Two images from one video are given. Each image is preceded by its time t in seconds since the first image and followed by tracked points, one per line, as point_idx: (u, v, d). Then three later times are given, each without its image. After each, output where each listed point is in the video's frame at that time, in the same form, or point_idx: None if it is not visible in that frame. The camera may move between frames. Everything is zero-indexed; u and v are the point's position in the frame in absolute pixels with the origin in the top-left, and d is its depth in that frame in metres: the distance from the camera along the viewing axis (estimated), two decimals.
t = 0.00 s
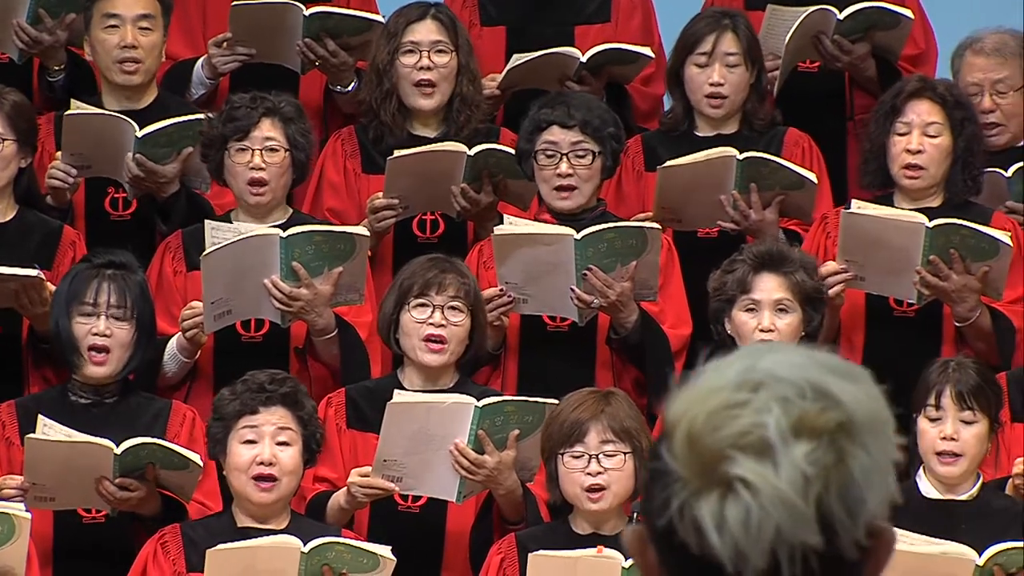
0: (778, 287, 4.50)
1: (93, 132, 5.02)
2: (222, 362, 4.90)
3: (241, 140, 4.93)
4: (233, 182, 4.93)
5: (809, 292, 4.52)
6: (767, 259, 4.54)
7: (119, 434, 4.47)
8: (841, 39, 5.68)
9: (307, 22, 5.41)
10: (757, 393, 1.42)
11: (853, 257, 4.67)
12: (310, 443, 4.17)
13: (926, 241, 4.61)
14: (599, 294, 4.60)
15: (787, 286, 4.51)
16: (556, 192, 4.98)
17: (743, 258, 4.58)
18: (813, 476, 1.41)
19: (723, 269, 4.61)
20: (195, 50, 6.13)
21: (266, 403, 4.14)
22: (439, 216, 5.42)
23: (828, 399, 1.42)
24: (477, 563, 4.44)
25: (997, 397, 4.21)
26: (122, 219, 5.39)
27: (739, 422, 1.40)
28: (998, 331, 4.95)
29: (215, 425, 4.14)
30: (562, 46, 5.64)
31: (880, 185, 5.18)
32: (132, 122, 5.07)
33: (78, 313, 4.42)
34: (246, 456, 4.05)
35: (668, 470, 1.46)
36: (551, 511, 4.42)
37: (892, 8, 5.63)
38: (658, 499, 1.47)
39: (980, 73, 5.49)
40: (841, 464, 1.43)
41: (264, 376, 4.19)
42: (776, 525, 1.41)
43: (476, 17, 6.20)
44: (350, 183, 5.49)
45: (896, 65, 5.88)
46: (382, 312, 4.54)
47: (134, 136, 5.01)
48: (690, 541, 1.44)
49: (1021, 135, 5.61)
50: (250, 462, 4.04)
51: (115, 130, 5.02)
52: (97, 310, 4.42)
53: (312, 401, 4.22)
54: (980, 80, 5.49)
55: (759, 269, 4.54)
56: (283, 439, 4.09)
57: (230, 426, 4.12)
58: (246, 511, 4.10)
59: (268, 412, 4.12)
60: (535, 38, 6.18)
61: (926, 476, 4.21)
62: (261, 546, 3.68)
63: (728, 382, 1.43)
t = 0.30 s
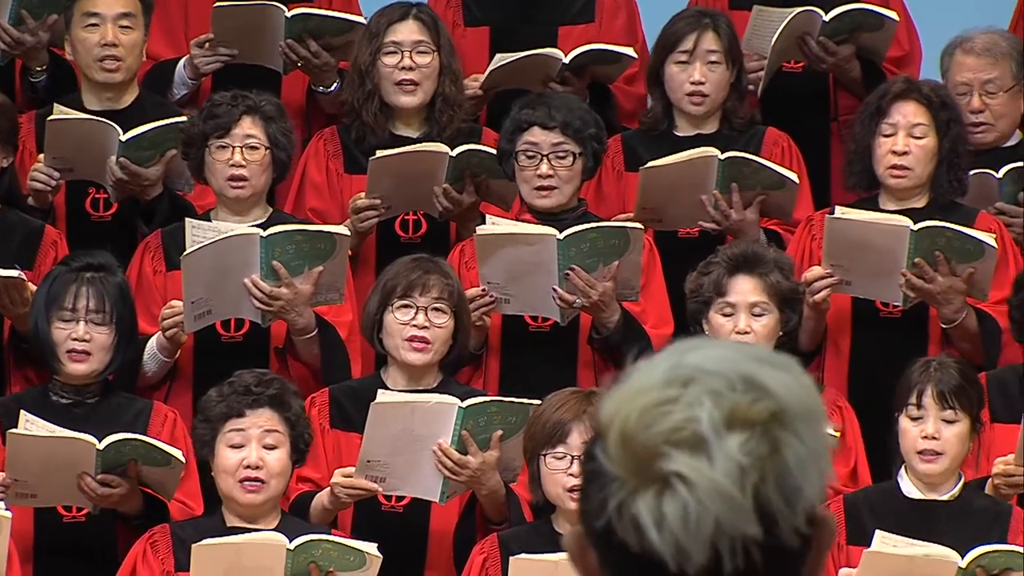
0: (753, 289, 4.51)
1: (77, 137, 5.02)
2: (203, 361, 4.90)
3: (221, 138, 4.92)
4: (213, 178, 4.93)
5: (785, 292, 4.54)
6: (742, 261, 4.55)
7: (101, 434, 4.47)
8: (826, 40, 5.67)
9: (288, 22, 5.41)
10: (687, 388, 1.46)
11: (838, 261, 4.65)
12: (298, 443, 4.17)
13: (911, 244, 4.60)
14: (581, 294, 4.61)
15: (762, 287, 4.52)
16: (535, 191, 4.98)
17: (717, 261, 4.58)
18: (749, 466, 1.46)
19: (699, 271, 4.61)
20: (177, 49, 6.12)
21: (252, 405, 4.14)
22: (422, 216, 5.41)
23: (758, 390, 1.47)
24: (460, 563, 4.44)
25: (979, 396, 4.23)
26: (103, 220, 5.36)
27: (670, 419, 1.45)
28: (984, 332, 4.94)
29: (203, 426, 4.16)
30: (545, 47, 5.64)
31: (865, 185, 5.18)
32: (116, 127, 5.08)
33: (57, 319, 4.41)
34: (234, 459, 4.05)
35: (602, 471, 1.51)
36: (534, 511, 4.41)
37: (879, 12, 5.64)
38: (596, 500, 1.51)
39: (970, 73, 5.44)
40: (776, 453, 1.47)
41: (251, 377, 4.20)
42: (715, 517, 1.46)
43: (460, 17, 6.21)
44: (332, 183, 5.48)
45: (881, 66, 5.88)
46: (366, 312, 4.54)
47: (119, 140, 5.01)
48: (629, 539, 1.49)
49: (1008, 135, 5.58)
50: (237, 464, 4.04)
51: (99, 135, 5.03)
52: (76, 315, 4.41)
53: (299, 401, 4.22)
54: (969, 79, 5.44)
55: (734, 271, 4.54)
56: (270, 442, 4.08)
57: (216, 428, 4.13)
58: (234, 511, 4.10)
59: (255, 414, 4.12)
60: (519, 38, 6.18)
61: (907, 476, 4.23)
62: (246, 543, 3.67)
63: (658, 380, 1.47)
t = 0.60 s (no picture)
0: (724, 291, 4.52)
1: (56, 140, 5.02)
2: (184, 362, 4.90)
3: (202, 144, 4.92)
4: (194, 184, 4.93)
5: (757, 292, 4.55)
6: (711, 263, 4.57)
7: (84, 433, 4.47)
8: (809, 43, 5.67)
9: (270, 23, 5.39)
10: (664, 387, 1.53)
11: (825, 260, 4.66)
12: (285, 443, 4.17)
13: (898, 242, 4.62)
14: (562, 294, 4.62)
15: (732, 289, 4.53)
16: (516, 190, 4.98)
17: (688, 264, 4.60)
18: (732, 460, 1.53)
19: (671, 273, 4.65)
20: (158, 50, 6.11)
21: (237, 407, 4.14)
22: (404, 215, 5.42)
23: (734, 386, 1.54)
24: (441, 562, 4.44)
25: (960, 394, 4.22)
26: (81, 221, 5.36)
27: (650, 418, 1.51)
28: (970, 332, 4.95)
29: (190, 428, 4.17)
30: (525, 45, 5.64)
31: (849, 185, 5.21)
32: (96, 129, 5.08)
33: (38, 321, 4.40)
34: (219, 460, 4.06)
35: (582, 474, 1.57)
36: (515, 511, 4.44)
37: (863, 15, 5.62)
38: (578, 505, 1.57)
39: (954, 71, 5.45)
40: (756, 448, 1.54)
41: (236, 379, 4.21)
42: (702, 513, 1.52)
43: (443, 16, 6.21)
44: (314, 183, 5.48)
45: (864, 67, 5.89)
46: (349, 312, 4.54)
47: (99, 143, 4.99)
48: (615, 540, 1.54)
49: (989, 135, 5.60)
50: (222, 466, 4.05)
51: (77, 137, 5.03)
52: (57, 316, 4.41)
53: (285, 401, 4.22)
54: (954, 78, 5.45)
55: (704, 273, 4.55)
56: (255, 443, 4.09)
57: (202, 429, 4.13)
58: (222, 510, 4.10)
59: (239, 416, 4.12)
60: (502, 38, 6.19)
61: (888, 476, 4.24)
62: (227, 539, 3.69)
63: (632, 381, 1.54)
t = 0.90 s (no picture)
0: (695, 296, 4.52)
1: (33, 138, 4.99)
2: (165, 361, 4.88)
3: (185, 140, 4.91)
4: (176, 181, 4.92)
5: (728, 297, 4.54)
6: (681, 269, 4.57)
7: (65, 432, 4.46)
8: (790, 46, 5.69)
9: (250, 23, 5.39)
10: (645, 380, 1.53)
11: (808, 259, 4.66)
12: (267, 444, 4.17)
13: (883, 242, 4.62)
14: (541, 294, 4.61)
15: (703, 295, 4.53)
16: (497, 190, 4.98)
17: (660, 269, 4.60)
18: (709, 456, 1.52)
19: (643, 278, 4.64)
20: (138, 50, 6.09)
21: (218, 408, 4.13)
22: (384, 215, 5.41)
23: (715, 382, 1.54)
24: (422, 563, 4.44)
25: (939, 394, 4.23)
26: (59, 221, 5.34)
27: (628, 411, 1.51)
28: (951, 332, 4.97)
29: (171, 429, 4.16)
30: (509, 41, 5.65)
31: (829, 185, 5.21)
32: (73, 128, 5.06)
33: (22, 323, 4.39)
34: (200, 462, 4.06)
35: (560, 465, 1.57)
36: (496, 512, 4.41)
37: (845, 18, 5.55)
38: (553, 495, 1.57)
39: (932, 70, 5.46)
40: (735, 444, 1.54)
41: (217, 381, 4.19)
42: (675, 507, 1.52)
43: (426, 16, 6.21)
44: (295, 183, 5.48)
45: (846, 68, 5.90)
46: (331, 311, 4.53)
47: (77, 141, 4.98)
48: (589, 531, 1.55)
49: (966, 135, 5.61)
50: (203, 468, 4.05)
51: (55, 136, 5.00)
52: (42, 319, 4.39)
53: (266, 402, 4.22)
54: (932, 75, 5.46)
55: (676, 278, 4.55)
56: (237, 445, 4.09)
57: (184, 431, 4.12)
58: (204, 512, 4.09)
59: (221, 417, 4.11)
60: (483, 38, 6.18)
61: (869, 476, 4.24)
62: (204, 541, 3.68)
63: (615, 374, 1.54)
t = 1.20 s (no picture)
0: (677, 298, 4.52)
1: (18, 134, 4.96)
2: (153, 361, 4.88)
3: (173, 139, 4.91)
4: (165, 180, 4.92)
5: (710, 300, 4.53)
6: (664, 271, 4.56)
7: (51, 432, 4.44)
8: (779, 47, 5.69)
9: (236, 22, 5.38)
10: (631, 384, 1.46)
11: (793, 260, 4.67)
12: (252, 446, 4.16)
13: (869, 243, 4.62)
14: (526, 292, 4.61)
15: (686, 297, 4.52)
16: (483, 190, 4.98)
17: (642, 270, 4.60)
18: (689, 464, 1.45)
19: (624, 278, 4.63)
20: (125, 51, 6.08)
21: (203, 411, 4.12)
22: (371, 215, 5.40)
23: (701, 388, 1.47)
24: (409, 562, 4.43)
25: (926, 394, 4.24)
26: (44, 220, 5.32)
27: (610, 415, 1.45)
28: (936, 331, 4.97)
29: (158, 430, 4.15)
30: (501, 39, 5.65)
31: (814, 184, 5.21)
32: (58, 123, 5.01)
33: (10, 323, 4.37)
34: (186, 464, 4.05)
35: (542, 467, 1.51)
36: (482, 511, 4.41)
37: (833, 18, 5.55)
38: (535, 498, 1.51)
39: (914, 67, 5.48)
40: (718, 453, 1.47)
41: (202, 383, 4.19)
42: (652, 515, 1.45)
43: (417, 15, 6.20)
44: (282, 182, 5.48)
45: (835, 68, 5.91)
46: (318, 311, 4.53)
47: (62, 137, 4.95)
48: (566, 537, 1.48)
49: (946, 135, 5.61)
50: (189, 470, 4.04)
51: (39, 131, 4.95)
52: (30, 318, 4.38)
53: (252, 403, 4.21)
54: (913, 74, 5.47)
55: (659, 281, 4.55)
56: (222, 448, 4.08)
57: (170, 433, 4.11)
58: (190, 514, 4.09)
59: (206, 420, 4.11)
60: (474, 37, 6.18)
61: (855, 476, 4.25)
62: (189, 539, 3.68)
63: (601, 376, 1.47)
